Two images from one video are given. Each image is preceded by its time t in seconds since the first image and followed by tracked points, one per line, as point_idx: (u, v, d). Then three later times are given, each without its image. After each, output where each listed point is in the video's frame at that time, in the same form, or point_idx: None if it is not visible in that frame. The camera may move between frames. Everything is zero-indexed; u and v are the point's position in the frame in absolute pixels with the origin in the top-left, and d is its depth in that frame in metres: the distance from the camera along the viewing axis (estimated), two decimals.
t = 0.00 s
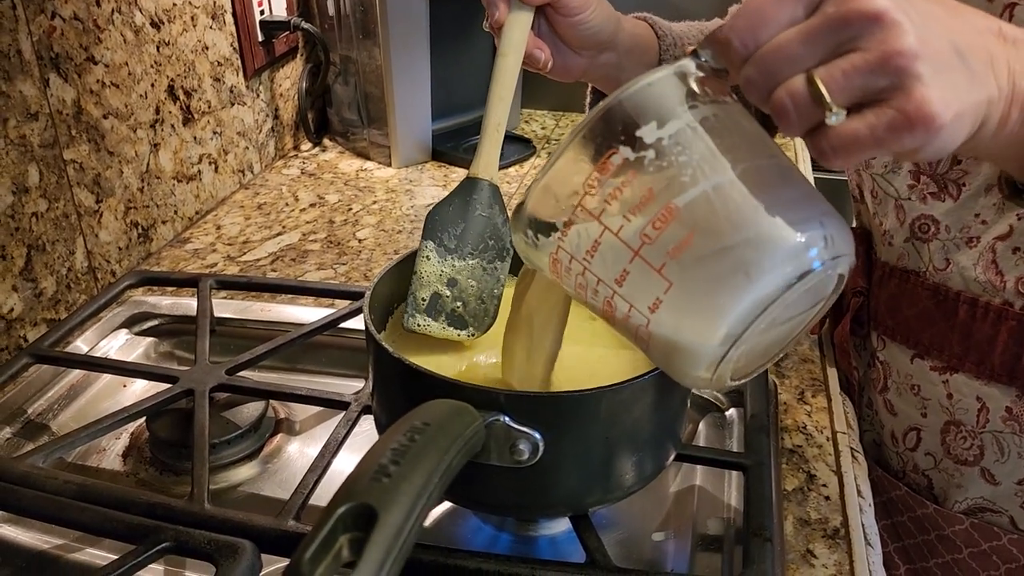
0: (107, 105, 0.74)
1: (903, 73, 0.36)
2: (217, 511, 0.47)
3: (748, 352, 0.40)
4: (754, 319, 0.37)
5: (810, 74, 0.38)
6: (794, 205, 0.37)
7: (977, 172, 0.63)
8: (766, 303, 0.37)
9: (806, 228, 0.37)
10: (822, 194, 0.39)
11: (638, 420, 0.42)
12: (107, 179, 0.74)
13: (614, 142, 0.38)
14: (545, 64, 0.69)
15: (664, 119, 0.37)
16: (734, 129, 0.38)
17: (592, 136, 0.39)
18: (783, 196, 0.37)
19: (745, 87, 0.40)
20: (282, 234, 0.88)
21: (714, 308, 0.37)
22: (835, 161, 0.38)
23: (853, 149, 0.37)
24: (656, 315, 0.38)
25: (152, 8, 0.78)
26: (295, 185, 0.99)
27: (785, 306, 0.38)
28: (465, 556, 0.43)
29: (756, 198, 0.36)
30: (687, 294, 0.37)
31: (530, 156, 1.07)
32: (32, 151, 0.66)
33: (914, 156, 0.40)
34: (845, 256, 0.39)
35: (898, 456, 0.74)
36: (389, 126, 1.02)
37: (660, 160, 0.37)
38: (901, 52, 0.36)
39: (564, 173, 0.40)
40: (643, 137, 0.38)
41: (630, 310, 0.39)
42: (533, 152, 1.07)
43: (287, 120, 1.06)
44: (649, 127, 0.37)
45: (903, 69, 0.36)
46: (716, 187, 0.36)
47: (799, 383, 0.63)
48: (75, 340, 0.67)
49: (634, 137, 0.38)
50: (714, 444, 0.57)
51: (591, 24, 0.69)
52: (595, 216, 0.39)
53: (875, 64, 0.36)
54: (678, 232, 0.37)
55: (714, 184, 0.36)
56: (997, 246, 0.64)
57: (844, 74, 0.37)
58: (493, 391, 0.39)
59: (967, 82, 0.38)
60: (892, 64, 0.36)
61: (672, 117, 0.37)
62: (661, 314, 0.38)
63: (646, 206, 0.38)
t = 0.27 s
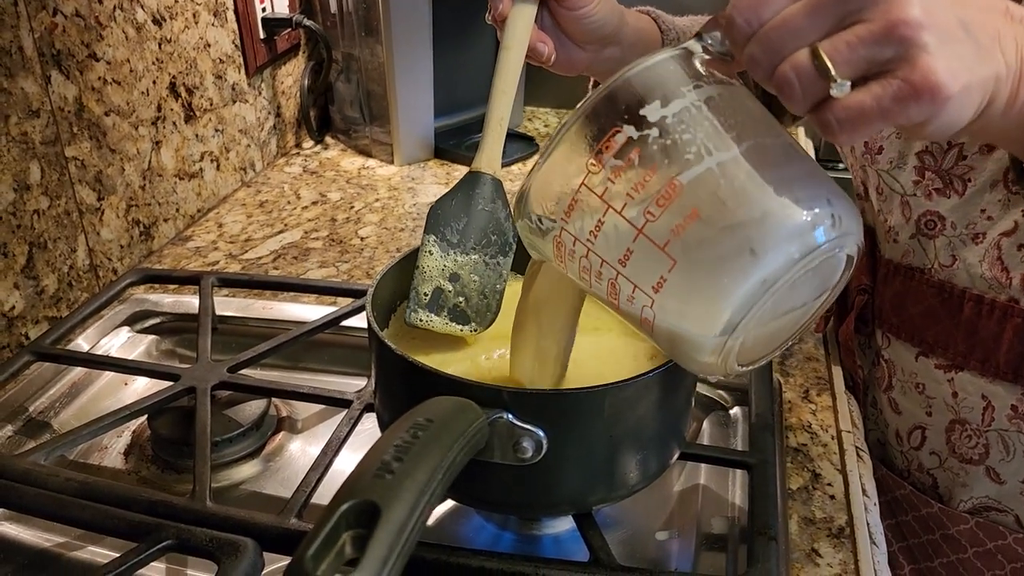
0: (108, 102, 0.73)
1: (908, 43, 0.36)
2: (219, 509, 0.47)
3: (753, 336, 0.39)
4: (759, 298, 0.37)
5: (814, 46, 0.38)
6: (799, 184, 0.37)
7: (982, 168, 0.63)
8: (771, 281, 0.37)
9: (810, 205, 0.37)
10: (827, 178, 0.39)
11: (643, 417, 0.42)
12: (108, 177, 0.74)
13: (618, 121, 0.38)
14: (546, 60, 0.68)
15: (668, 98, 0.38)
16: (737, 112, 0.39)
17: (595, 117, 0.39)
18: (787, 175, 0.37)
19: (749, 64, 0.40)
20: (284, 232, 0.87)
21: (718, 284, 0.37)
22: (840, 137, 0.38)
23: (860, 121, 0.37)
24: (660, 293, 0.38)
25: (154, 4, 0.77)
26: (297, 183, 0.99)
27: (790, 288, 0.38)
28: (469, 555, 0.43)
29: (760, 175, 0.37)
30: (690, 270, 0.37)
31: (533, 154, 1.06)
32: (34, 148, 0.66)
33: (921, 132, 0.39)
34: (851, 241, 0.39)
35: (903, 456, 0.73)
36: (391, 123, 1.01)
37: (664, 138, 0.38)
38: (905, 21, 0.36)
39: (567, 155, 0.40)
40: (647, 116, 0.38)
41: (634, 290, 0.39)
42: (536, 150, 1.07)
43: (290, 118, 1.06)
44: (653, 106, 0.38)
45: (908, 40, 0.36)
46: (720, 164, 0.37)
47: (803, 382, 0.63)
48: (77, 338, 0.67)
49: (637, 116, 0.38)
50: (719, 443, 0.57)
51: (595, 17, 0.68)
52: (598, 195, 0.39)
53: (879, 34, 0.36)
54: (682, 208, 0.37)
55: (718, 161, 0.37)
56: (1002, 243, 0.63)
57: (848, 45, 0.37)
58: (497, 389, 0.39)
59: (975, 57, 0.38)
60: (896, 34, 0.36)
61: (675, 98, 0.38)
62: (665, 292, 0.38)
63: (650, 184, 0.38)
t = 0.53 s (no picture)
0: (110, 104, 0.74)
1: (900, 36, 0.36)
2: (220, 510, 0.47)
3: (748, 329, 0.39)
4: (754, 289, 0.37)
5: (806, 39, 0.38)
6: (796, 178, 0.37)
7: (981, 169, 0.64)
8: (766, 272, 0.37)
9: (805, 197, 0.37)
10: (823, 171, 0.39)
11: (642, 418, 0.42)
12: (110, 178, 0.74)
13: (615, 115, 0.39)
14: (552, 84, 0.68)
15: (665, 92, 0.38)
16: (735, 106, 0.39)
17: (592, 112, 0.39)
18: (783, 167, 0.37)
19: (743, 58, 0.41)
20: (285, 233, 0.88)
21: (714, 276, 0.37)
22: (834, 128, 0.38)
23: (853, 113, 0.37)
24: (655, 286, 0.38)
25: (155, 6, 0.78)
26: (298, 185, 0.99)
27: (786, 280, 0.38)
28: (470, 555, 0.43)
29: (755, 168, 0.37)
30: (686, 262, 0.37)
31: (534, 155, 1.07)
32: (35, 150, 0.66)
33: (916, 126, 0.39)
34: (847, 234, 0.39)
35: (903, 456, 0.73)
36: (391, 124, 1.01)
37: (660, 132, 0.38)
38: (898, 12, 0.36)
39: (565, 150, 0.41)
40: (644, 110, 0.38)
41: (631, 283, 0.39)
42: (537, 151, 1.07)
43: (291, 119, 1.06)
44: (650, 101, 0.38)
45: (900, 32, 0.36)
46: (716, 156, 0.37)
47: (803, 383, 0.63)
48: (78, 338, 0.67)
49: (634, 111, 0.38)
50: (718, 443, 0.57)
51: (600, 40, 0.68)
52: (595, 189, 0.39)
53: (871, 26, 0.36)
54: (677, 201, 0.37)
55: (714, 154, 0.37)
56: (1001, 243, 0.64)
57: (842, 36, 0.37)
58: (496, 390, 0.39)
59: (969, 51, 0.38)
60: (888, 26, 0.36)
61: (672, 92, 0.38)
62: (661, 285, 0.38)
63: (646, 178, 0.38)
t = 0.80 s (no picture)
0: (112, 105, 0.74)
1: (880, 38, 0.38)
2: (222, 510, 0.47)
3: (729, 322, 0.40)
4: (733, 285, 0.37)
5: (791, 39, 0.39)
6: (778, 173, 0.37)
7: (981, 169, 0.64)
8: (744, 268, 0.37)
9: (786, 193, 0.37)
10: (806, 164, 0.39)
11: (642, 419, 0.42)
12: (112, 180, 0.75)
13: (603, 109, 0.39)
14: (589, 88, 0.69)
15: (651, 87, 0.38)
16: (721, 99, 0.39)
17: (581, 106, 0.39)
18: (766, 162, 0.37)
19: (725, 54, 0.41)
20: (286, 235, 0.88)
21: (693, 271, 0.37)
22: (816, 130, 0.40)
23: (832, 114, 0.39)
24: (636, 280, 0.38)
25: (158, 8, 0.78)
26: (299, 186, 0.99)
27: (767, 275, 0.38)
28: (471, 556, 0.43)
29: (738, 164, 0.37)
30: (666, 257, 0.37)
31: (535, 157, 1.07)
32: (38, 152, 0.66)
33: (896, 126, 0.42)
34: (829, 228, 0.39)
35: (903, 457, 0.73)
36: (392, 126, 1.02)
37: (645, 127, 0.38)
38: (880, 16, 0.38)
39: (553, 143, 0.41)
40: (630, 105, 0.38)
41: (614, 275, 0.39)
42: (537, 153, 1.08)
43: (292, 121, 1.06)
44: (636, 95, 0.38)
45: (881, 34, 0.38)
46: (699, 153, 0.37)
47: (803, 384, 0.63)
48: (81, 340, 0.68)
49: (620, 105, 0.39)
50: (719, 444, 0.57)
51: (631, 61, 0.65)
52: (580, 182, 0.40)
53: (853, 28, 0.38)
54: (660, 197, 0.37)
55: (697, 151, 0.37)
56: (1000, 243, 0.64)
57: (823, 39, 0.39)
58: (498, 391, 0.39)
59: (947, 55, 0.40)
60: (870, 29, 0.38)
61: (659, 87, 0.38)
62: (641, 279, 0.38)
63: (629, 173, 0.38)
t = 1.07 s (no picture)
0: (113, 109, 0.74)
1: (867, 87, 0.38)
2: (221, 512, 0.47)
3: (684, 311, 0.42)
4: (694, 284, 0.40)
5: (780, 69, 0.39)
6: (751, 181, 0.39)
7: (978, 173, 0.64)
8: (706, 271, 0.39)
9: (756, 204, 0.39)
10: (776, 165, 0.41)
11: (640, 421, 0.43)
12: (112, 183, 0.75)
13: (588, 101, 0.39)
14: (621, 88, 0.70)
15: (636, 82, 0.39)
16: (705, 98, 0.39)
17: (566, 90, 0.38)
18: (739, 169, 0.39)
19: (714, 61, 0.40)
20: (286, 238, 0.88)
21: (660, 271, 0.39)
22: (784, 153, 0.42)
23: (806, 147, 0.40)
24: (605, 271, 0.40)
25: (158, 12, 0.78)
26: (299, 189, 1.00)
27: (725, 275, 0.41)
28: (469, 557, 0.44)
29: (712, 171, 0.38)
30: (634, 256, 0.39)
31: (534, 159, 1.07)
32: (38, 155, 0.66)
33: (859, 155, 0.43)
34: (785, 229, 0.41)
35: (902, 459, 0.74)
36: (392, 129, 1.02)
37: (626, 125, 0.39)
38: (868, 64, 0.38)
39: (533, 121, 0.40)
40: (614, 99, 0.39)
41: (581, 260, 0.41)
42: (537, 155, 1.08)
43: (292, 124, 1.06)
44: (621, 90, 0.38)
45: (868, 83, 0.38)
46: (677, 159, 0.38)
47: (801, 386, 0.63)
48: (81, 343, 0.68)
49: (605, 100, 0.39)
50: (717, 447, 0.57)
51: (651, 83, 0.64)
52: (558, 169, 0.40)
53: (842, 75, 0.38)
54: (636, 199, 0.38)
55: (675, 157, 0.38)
56: (997, 246, 0.64)
57: (812, 77, 0.39)
58: (494, 393, 0.40)
59: (923, 95, 0.41)
60: (858, 77, 0.38)
61: (644, 83, 0.39)
62: (610, 272, 0.40)
63: (607, 172, 0.39)
